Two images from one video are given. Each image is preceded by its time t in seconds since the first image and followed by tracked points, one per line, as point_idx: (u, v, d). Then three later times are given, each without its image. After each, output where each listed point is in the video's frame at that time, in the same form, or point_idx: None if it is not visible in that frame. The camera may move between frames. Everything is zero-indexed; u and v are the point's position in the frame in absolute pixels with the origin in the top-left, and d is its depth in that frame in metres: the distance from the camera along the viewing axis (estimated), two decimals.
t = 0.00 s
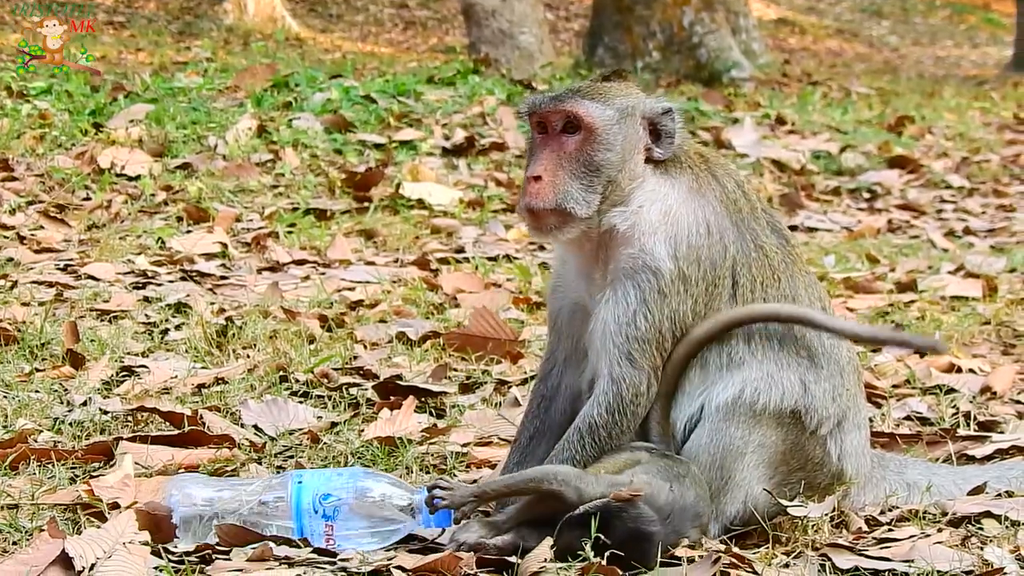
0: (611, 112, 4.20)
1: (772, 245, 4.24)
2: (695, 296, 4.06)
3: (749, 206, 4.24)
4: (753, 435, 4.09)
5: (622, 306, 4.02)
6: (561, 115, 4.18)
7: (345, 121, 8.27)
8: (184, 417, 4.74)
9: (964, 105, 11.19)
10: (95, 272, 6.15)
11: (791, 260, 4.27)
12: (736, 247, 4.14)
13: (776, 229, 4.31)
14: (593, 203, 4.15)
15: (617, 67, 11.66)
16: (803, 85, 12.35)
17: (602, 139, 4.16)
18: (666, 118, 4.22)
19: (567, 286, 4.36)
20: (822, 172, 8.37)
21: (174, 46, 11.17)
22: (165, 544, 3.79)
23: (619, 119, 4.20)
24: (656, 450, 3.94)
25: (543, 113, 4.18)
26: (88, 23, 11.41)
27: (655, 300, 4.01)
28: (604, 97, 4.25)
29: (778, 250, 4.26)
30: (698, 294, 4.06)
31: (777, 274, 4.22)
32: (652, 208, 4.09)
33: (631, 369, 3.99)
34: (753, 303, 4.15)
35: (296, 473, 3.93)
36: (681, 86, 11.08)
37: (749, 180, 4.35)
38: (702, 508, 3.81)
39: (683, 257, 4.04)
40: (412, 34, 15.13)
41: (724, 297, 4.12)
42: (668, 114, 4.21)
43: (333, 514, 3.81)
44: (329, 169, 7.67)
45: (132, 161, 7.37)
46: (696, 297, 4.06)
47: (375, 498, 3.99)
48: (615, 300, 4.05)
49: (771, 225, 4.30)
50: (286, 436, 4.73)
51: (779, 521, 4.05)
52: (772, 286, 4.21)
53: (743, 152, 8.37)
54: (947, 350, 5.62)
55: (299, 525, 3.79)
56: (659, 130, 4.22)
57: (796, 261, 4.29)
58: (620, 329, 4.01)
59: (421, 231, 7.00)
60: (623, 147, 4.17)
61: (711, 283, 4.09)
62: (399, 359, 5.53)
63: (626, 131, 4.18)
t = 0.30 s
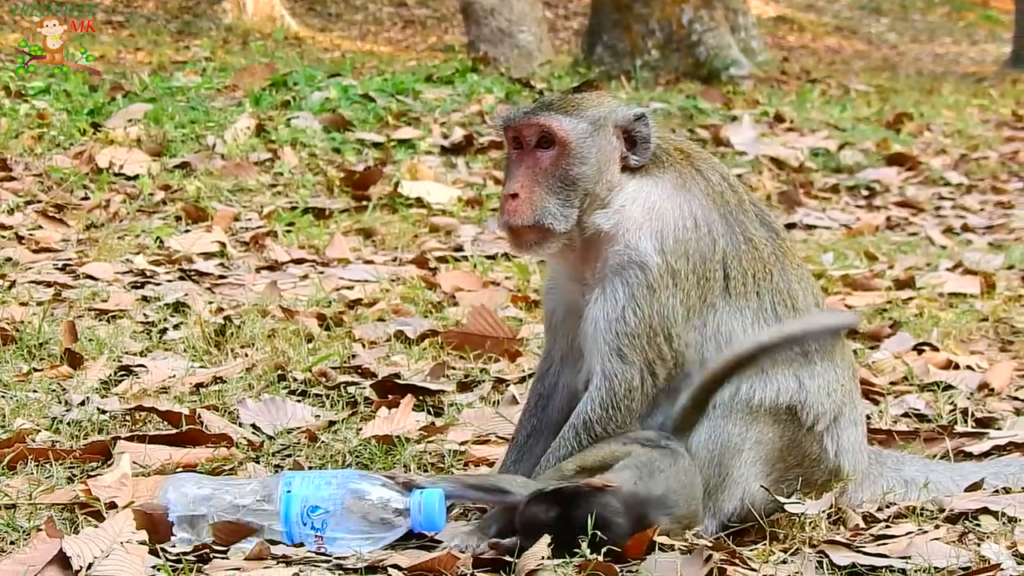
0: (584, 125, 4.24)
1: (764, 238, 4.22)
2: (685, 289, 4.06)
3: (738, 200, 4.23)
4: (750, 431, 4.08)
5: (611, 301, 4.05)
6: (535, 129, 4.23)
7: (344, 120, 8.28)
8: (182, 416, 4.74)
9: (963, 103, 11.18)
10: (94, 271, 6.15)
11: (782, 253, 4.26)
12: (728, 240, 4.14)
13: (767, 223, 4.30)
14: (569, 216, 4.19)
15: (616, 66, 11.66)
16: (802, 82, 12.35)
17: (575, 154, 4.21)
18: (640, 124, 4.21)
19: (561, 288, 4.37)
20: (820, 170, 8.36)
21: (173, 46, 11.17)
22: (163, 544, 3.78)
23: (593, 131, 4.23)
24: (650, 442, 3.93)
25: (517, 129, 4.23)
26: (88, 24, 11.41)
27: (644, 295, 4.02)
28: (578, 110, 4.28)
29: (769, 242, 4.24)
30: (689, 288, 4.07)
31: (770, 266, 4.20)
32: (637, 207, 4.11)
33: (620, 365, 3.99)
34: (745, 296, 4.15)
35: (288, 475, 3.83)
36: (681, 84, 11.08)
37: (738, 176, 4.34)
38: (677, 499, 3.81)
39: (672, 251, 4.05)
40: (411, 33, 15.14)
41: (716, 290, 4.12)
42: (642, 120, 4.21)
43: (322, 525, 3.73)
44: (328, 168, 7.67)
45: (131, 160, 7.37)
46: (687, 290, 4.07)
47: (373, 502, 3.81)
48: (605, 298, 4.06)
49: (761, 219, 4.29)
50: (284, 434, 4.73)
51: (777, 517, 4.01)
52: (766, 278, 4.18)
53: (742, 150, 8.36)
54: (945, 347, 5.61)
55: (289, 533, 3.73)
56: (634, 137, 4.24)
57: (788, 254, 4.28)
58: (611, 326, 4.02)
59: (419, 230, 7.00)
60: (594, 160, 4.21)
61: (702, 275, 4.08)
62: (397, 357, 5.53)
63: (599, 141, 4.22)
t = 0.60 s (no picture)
0: (582, 123, 4.25)
1: (756, 236, 4.21)
2: (680, 287, 4.04)
3: (731, 199, 4.22)
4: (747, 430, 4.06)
5: (607, 301, 4.04)
6: (533, 129, 4.26)
7: (340, 119, 8.28)
8: (178, 416, 4.73)
9: (958, 100, 11.20)
10: (90, 271, 6.15)
11: (776, 251, 4.24)
12: (721, 238, 4.12)
13: (760, 221, 4.29)
14: (570, 214, 4.21)
15: (612, 64, 11.66)
16: (797, 80, 12.35)
17: (574, 152, 4.22)
18: (637, 123, 4.22)
19: (556, 287, 4.37)
20: (817, 168, 8.37)
21: (169, 45, 11.17)
22: (157, 542, 3.77)
23: (592, 130, 4.24)
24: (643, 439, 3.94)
25: (514, 128, 4.26)
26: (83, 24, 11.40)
27: (639, 294, 4.01)
28: (577, 107, 4.29)
29: (762, 240, 4.23)
30: (684, 286, 4.05)
31: (763, 265, 4.19)
32: (632, 206, 4.11)
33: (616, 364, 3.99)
34: (741, 294, 4.13)
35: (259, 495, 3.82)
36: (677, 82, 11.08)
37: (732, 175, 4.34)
38: (636, 503, 3.75)
39: (666, 249, 4.04)
40: (406, 32, 15.14)
41: (712, 289, 4.09)
42: (639, 119, 4.21)
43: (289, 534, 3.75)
44: (324, 167, 7.67)
45: (126, 160, 7.37)
46: (682, 288, 4.05)
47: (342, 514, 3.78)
48: (600, 297, 4.06)
49: (755, 217, 4.27)
50: (280, 434, 4.73)
51: (773, 515, 4.04)
52: (759, 277, 4.17)
53: (738, 148, 8.37)
54: (941, 344, 5.62)
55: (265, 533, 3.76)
56: (632, 135, 4.23)
57: (782, 253, 4.26)
58: (607, 325, 4.02)
59: (415, 229, 7.01)
60: (593, 157, 4.21)
61: (698, 274, 4.06)
62: (393, 356, 5.53)
63: (598, 139, 4.23)
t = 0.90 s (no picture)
0: (599, 116, 4.19)
1: (753, 234, 4.22)
2: (679, 287, 4.05)
3: (728, 196, 4.23)
4: (743, 429, 4.11)
5: (606, 301, 4.03)
6: (554, 119, 4.17)
7: (336, 118, 8.28)
8: (174, 415, 4.73)
9: (954, 99, 11.20)
10: (86, 270, 6.14)
11: (773, 249, 4.25)
12: (719, 237, 4.12)
13: (756, 219, 4.29)
14: (591, 207, 4.14)
15: (608, 63, 11.66)
16: (793, 79, 12.36)
17: (597, 145, 4.16)
18: (647, 118, 4.26)
19: (553, 284, 4.35)
20: (812, 167, 8.37)
21: (164, 44, 11.16)
22: (154, 540, 3.78)
23: (612, 124, 4.21)
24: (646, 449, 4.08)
25: (533, 117, 4.16)
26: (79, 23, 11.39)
27: (639, 295, 4.00)
28: (595, 100, 4.24)
29: (759, 238, 4.24)
30: (683, 286, 4.06)
31: (760, 263, 4.20)
32: (634, 204, 4.09)
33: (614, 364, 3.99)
34: (738, 293, 4.15)
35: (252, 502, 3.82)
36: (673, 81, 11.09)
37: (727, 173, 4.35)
38: (630, 489, 3.81)
39: (666, 249, 4.03)
40: (402, 31, 15.13)
41: (710, 288, 4.11)
42: (649, 115, 4.25)
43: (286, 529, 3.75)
44: (320, 167, 7.67)
45: (122, 159, 7.37)
46: (680, 288, 4.05)
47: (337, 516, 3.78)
48: (599, 297, 4.05)
49: (751, 215, 4.28)
50: (276, 434, 4.73)
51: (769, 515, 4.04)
52: (756, 275, 4.19)
53: (734, 147, 8.37)
54: (937, 343, 5.62)
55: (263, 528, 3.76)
56: (640, 132, 4.25)
57: (778, 250, 4.28)
58: (609, 325, 4.01)
59: (411, 228, 7.01)
60: (607, 152, 4.17)
61: (696, 274, 4.07)
62: (389, 355, 5.53)
63: (612, 134, 4.19)
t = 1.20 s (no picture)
0: (632, 112, 4.16)
1: (752, 234, 4.24)
2: (681, 289, 4.08)
3: (728, 197, 4.25)
4: (740, 429, 4.09)
5: (610, 302, 4.06)
6: (593, 110, 4.12)
7: (333, 118, 8.28)
8: (171, 416, 4.73)
9: (952, 99, 11.21)
10: (83, 271, 6.14)
11: (771, 249, 4.27)
12: (720, 238, 4.15)
13: (755, 219, 4.31)
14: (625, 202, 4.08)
15: (605, 63, 11.66)
16: (791, 79, 12.37)
17: (630, 140, 4.13)
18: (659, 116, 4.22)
19: (552, 282, 4.33)
20: (810, 167, 8.38)
21: (161, 44, 11.16)
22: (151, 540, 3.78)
23: (644, 121, 4.18)
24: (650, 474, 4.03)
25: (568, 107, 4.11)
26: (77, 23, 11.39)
27: (643, 297, 4.04)
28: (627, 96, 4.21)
29: (757, 238, 4.25)
30: (684, 288, 4.08)
31: (759, 262, 4.21)
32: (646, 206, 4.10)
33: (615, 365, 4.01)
34: (738, 292, 4.16)
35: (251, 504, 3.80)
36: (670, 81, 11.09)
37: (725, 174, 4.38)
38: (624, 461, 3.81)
39: (670, 251, 4.07)
40: (400, 30, 15.13)
41: (711, 289, 4.12)
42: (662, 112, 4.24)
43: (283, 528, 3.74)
44: (317, 167, 7.66)
45: (120, 159, 7.37)
46: (682, 289, 4.08)
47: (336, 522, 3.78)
48: (603, 298, 4.08)
49: (749, 215, 4.30)
50: (273, 434, 4.73)
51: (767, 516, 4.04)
52: (756, 273, 4.20)
53: (731, 147, 8.37)
54: (934, 344, 5.62)
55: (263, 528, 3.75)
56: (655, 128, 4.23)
57: (777, 251, 4.30)
58: (613, 328, 4.03)
59: (408, 228, 7.01)
60: (638, 148, 4.14)
61: (697, 274, 4.10)
62: (386, 356, 5.54)
63: (643, 130, 4.16)
